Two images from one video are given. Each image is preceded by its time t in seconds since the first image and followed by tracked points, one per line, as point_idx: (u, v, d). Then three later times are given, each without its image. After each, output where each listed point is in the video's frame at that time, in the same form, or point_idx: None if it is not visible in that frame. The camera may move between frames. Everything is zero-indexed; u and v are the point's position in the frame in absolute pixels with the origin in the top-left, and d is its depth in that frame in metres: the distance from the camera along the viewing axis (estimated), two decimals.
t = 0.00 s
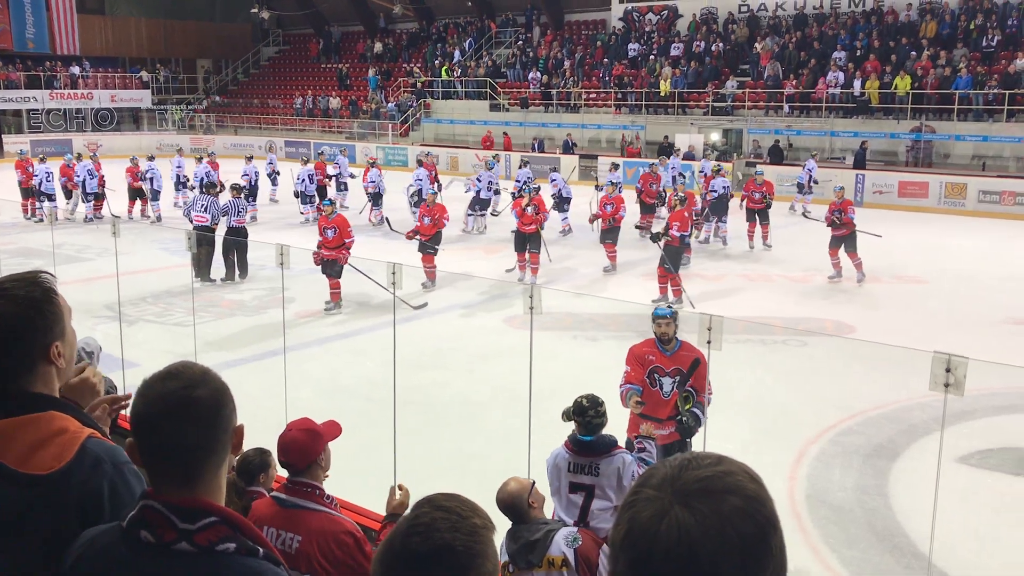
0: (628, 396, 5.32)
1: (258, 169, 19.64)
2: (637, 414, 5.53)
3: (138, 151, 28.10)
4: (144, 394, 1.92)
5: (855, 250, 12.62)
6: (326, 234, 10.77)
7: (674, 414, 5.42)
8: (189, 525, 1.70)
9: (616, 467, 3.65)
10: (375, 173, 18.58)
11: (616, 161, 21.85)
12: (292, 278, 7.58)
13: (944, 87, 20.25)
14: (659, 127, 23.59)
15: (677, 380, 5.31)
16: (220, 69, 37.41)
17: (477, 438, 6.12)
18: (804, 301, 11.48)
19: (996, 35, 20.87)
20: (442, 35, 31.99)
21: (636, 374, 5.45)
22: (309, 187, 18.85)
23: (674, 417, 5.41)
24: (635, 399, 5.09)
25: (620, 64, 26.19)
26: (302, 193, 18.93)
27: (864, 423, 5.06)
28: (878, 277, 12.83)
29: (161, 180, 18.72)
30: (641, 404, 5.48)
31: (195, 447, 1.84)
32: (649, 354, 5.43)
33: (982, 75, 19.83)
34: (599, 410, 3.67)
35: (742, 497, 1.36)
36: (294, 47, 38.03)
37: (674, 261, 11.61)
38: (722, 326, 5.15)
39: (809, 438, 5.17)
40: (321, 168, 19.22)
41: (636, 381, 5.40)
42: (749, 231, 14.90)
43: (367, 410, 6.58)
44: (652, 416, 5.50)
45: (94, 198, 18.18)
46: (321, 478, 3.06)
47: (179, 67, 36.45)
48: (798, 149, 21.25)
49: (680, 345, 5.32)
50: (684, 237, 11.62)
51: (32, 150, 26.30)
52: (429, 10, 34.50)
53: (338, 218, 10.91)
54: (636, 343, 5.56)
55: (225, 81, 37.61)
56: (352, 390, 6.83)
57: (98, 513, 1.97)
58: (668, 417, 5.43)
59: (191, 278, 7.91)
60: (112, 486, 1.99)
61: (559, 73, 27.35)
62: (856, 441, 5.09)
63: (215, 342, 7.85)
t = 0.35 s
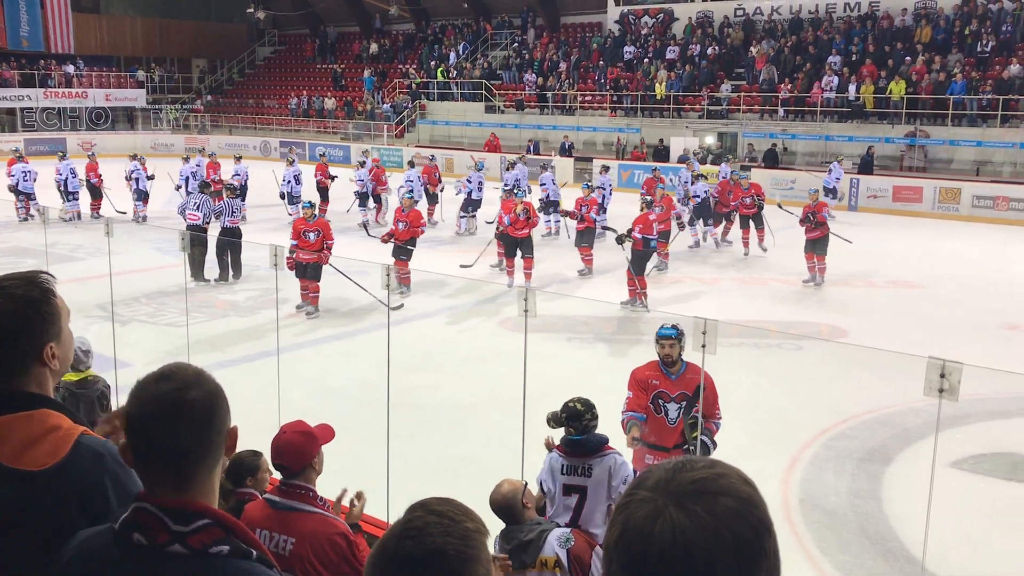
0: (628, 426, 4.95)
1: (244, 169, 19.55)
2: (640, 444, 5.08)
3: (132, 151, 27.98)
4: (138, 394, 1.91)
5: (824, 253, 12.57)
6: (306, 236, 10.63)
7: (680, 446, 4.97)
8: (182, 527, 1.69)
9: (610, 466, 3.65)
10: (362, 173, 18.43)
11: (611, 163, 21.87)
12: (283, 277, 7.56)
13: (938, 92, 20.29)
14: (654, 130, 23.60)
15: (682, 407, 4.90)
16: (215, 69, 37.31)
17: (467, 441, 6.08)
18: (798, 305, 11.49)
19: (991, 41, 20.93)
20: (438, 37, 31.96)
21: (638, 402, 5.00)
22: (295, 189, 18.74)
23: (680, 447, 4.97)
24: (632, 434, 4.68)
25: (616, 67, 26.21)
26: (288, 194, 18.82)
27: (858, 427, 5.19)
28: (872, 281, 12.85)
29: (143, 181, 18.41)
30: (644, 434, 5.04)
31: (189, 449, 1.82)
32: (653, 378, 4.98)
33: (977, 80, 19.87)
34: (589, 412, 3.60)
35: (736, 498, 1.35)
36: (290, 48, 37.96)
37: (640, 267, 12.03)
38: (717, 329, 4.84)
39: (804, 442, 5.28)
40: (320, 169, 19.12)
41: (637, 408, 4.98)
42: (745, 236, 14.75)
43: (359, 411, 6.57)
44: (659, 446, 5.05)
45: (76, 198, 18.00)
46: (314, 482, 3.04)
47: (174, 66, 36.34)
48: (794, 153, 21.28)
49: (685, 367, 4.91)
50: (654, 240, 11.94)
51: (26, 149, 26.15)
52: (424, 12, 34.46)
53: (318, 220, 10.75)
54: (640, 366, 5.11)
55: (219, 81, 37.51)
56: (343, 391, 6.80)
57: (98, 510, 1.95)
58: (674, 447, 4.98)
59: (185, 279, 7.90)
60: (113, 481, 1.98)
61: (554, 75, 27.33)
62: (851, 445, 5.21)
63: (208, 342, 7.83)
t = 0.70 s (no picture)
0: (616, 443, 4.72)
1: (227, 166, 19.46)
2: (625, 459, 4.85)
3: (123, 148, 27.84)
4: (132, 392, 1.89)
5: (791, 249, 12.63)
6: (294, 238, 10.60)
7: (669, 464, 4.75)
8: (176, 526, 1.67)
9: (598, 469, 3.63)
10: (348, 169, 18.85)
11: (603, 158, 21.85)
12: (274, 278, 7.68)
13: (930, 86, 20.33)
14: (647, 125, 23.57)
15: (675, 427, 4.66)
16: (206, 66, 37.18)
17: (461, 439, 6.10)
18: (792, 299, 11.53)
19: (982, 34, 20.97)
20: (430, 32, 31.91)
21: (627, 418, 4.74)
22: (281, 184, 18.75)
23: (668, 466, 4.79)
24: (620, 457, 4.45)
25: (608, 62, 26.20)
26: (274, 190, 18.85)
27: (850, 421, 5.17)
28: (864, 274, 12.89)
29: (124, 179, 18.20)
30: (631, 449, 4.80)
31: (183, 448, 1.81)
32: (643, 395, 4.74)
33: (968, 73, 19.90)
34: (582, 410, 3.63)
35: (725, 494, 1.34)
36: (281, 44, 37.87)
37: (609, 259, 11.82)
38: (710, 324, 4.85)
39: (796, 436, 5.27)
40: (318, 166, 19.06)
41: (626, 425, 4.73)
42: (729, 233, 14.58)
43: (352, 408, 6.57)
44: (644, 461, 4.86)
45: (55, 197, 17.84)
46: (307, 480, 3.02)
47: (165, 63, 36.19)
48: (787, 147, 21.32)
49: (679, 387, 4.67)
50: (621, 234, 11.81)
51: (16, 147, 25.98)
52: (416, 7, 34.40)
53: (305, 220, 10.72)
54: (631, 381, 4.85)
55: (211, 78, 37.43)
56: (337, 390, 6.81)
57: (86, 511, 1.93)
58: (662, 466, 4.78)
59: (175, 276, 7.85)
60: (103, 481, 1.96)
61: (547, 70, 27.31)
62: (843, 439, 5.21)
63: (202, 341, 7.82)
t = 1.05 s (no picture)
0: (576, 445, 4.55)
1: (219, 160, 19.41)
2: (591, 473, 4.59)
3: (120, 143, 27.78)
4: (128, 387, 1.88)
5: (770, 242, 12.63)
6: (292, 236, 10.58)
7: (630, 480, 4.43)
8: (173, 521, 1.67)
9: (588, 466, 3.60)
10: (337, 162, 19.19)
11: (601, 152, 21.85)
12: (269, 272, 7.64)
13: (927, 78, 20.34)
14: (644, 118, 23.56)
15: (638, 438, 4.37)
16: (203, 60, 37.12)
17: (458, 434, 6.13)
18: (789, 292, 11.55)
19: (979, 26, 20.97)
20: (427, 25, 31.86)
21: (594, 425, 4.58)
22: (271, 178, 18.95)
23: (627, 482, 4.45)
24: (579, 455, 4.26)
25: (605, 55, 26.20)
26: (264, 184, 18.96)
27: (849, 414, 5.05)
28: (861, 267, 12.91)
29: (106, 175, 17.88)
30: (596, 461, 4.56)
31: (176, 444, 1.80)
32: (613, 403, 4.59)
33: (965, 66, 19.91)
34: (573, 404, 3.64)
35: (717, 489, 1.34)
36: (278, 37, 37.78)
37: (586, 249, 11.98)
38: (707, 318, 4.96)
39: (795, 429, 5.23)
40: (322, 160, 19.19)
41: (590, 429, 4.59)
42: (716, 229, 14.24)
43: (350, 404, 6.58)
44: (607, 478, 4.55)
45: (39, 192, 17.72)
46: (304, 475, 3.01)
47: (161, 57, 36.11)
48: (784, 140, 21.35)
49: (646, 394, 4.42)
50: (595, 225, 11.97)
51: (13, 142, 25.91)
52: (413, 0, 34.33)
53: (303, 219, 10.69)
54: (603, 390, 4.74)
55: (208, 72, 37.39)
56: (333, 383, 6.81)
57: (73, 512, 1.93)
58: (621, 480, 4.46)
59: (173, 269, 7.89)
60: (87, 482, 1.95)
61: (544, 63, 27.31)
62: (841, 432, 5.12)
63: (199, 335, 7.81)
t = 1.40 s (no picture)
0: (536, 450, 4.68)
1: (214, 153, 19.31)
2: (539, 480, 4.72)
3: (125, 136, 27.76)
4: (133, 381, 1.89)
5: (756, 241, 12.61)
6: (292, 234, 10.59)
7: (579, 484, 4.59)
8: (177, 515, 1.68)
9: (591, 462, 3.61)
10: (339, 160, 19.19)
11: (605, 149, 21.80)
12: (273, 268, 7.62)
13: (932, 77, 20.29)
14: (648, 116, 23.49)
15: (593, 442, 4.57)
16: (208, 54, 37.11)
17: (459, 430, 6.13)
18: (792, 291, 11.54)
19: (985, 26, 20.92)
20: (433, 22, 31.83)
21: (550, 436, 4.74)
22: (270, 171, 19.03)
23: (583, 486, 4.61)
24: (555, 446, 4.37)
25: (610, 52, 26.18)
26: (265, 177, 19.07)
27: (850, 414, 5.04)
28: (864, 267, 12.89)
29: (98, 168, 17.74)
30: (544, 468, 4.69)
31: (178, 439, 1.80)
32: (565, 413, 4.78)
33: (971, 66, 19.88)
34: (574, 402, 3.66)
35: (719, 487, 1.35)
36: (283, 32, 37.75)
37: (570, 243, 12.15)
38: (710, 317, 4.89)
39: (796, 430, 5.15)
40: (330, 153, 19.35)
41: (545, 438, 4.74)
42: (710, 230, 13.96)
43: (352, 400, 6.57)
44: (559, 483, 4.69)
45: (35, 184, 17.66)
46: (307, 472, 3.02)
47: (166, 51, 36.09)
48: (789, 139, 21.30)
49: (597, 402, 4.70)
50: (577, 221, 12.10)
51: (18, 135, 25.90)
52: None
53: (302, 216, 10.71)
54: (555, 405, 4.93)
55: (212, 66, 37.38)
56: (336, 378, 6.82)
57: (73, 509, 1.94)
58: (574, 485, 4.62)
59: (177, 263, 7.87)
60: (85, 482, 1.96)
61: (548, 59, 27.28)
62: (843, 432, 5.10)
63: (204, 330, 7.83)
